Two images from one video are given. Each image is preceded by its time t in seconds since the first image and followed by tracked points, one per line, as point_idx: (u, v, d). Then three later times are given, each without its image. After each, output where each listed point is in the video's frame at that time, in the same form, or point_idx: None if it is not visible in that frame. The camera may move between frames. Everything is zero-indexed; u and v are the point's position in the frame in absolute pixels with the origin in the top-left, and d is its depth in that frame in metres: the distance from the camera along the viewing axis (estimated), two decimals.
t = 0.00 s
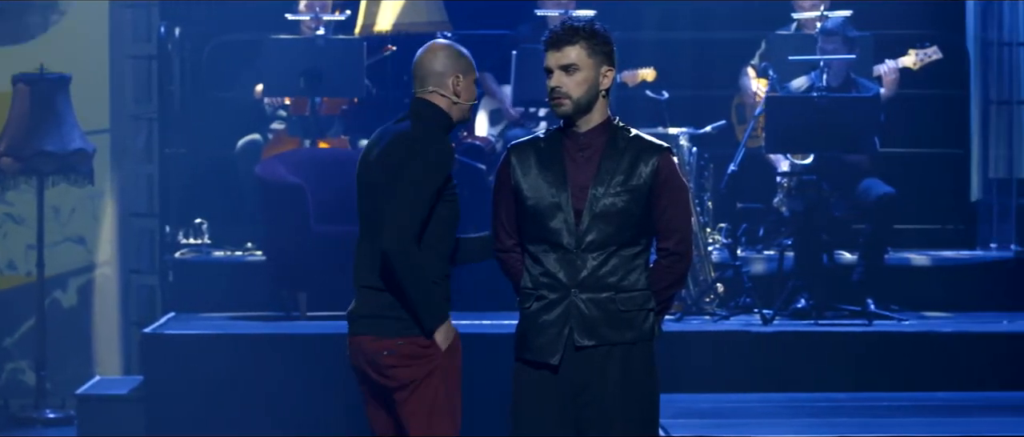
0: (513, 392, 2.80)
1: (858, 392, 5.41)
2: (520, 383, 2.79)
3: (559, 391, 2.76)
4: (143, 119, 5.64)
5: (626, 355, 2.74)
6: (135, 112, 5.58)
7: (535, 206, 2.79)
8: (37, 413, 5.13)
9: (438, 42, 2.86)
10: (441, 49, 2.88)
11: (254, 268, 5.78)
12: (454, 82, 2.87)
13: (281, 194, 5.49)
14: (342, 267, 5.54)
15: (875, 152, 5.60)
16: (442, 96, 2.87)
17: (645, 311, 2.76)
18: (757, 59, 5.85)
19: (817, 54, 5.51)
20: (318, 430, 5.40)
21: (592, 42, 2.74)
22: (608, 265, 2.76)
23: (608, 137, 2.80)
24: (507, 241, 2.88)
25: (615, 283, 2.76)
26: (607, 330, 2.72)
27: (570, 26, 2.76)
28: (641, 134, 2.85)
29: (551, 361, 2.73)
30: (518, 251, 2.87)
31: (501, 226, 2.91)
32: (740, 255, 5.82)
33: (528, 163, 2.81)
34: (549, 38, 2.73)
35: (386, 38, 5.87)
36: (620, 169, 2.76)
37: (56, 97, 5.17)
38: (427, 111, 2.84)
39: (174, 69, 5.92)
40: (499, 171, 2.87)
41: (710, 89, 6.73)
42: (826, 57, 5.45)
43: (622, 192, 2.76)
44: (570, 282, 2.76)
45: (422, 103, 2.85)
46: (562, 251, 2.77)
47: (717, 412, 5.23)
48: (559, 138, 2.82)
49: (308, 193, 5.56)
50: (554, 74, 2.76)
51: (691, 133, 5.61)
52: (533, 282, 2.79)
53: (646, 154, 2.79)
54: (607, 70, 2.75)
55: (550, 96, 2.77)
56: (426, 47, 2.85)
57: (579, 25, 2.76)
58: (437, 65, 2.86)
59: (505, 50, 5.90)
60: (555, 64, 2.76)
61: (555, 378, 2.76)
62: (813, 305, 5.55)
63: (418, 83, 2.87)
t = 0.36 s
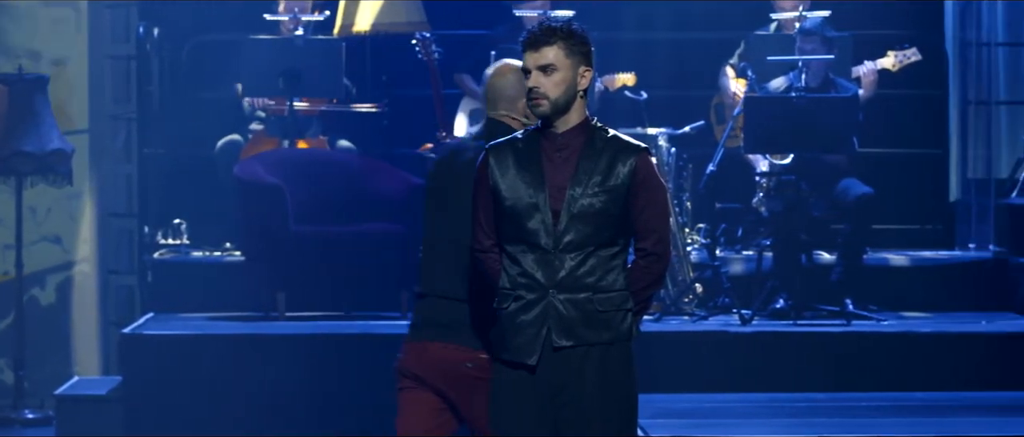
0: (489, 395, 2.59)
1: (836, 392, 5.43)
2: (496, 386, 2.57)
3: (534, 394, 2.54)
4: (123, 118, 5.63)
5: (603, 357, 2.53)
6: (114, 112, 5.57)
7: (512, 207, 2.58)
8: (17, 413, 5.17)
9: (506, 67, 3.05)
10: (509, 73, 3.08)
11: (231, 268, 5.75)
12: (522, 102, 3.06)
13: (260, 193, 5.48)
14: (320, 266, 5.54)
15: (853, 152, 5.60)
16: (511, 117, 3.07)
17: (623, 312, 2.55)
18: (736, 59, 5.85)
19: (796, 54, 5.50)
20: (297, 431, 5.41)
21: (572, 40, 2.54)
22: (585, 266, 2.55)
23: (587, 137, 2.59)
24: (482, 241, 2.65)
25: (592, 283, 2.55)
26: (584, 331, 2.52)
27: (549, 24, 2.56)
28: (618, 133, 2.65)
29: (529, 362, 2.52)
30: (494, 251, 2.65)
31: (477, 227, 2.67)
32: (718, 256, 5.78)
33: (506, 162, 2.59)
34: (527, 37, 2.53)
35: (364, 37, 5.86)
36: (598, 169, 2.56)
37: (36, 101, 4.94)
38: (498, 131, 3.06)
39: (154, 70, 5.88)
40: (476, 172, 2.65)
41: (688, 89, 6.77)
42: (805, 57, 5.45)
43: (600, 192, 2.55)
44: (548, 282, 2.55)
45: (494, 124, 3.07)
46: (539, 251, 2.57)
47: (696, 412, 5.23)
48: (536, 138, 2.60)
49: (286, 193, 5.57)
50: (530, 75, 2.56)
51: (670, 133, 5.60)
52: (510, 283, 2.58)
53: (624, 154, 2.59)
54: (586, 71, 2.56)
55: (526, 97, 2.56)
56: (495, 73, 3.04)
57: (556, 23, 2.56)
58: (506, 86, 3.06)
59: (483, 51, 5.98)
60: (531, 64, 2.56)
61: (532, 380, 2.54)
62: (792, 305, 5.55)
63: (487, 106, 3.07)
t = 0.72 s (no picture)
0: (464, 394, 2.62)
1: (809, 392, 5.41)
2: (472, 386, 2.60)
3: (509, 394, 2.57)
4: (97, 119, 5.53)
5: (577, 356, 2.58)
6: (88, 112, 5.46)
7: (486, 205, 2.60)
8: None
9: (613, 49, 3.28)
10: (616, 53, 3.31)
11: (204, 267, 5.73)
12: (630, 83, 3.29)
13: (235, 193, 5.50)
14: (294, 266, 5.54)
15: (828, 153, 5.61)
16: (619, 96, 3.30)
17: (597, 311, 2.60)
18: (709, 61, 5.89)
19: (770, 55, 5.52)
20: (271, 431, 5.41)
21: (547, 41, 2.57)
22: (560, 264, 2.59)
23: (561, 136, 2.62)
24: (456, 239, 2.67)
25: (566, 282, 2.59)
26: (558, 330, 2.56)
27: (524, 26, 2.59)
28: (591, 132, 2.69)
29: (505, 361, 2.55)
30: (468, 250, 2.67)
31: (451, 226, 2.68)
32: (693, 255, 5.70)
33: (480, 161, 2.61)
34: (502, 37, 2.55)
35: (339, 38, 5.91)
36: (572, 168, 2.59)
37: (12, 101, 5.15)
38: (610, 111, 3.30)
39: (129, 70, 5.81)
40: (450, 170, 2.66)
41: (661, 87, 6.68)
42: (778, 56, 5.49)
43: (574, 191, 2.58)
44: (522, 281, 2.58)
45: (604, 105, 3.30)
46: (513, 250, 2.59)
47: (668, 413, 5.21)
48: (510, 137, 2.62)
49: (260, 193, 5.56)
50: (506, 74, 2.58)
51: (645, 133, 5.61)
52: (484, 282, 2.61)
53: (598, 153, 2.63)
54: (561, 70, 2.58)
55: (502, 97, 2.58)
56: (602, 55, 3.27)
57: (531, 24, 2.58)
58: (614, 69, 3.29)
59: (457, 50, 6.25)
60: (507, 64, 2.57)
61: (507, 380, 2.57)
62: (766, 305, 5.54)
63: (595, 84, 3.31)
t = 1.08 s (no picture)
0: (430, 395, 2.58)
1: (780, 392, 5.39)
2: (438, 388, 2.56)
3: (475, 395, 2.54)
4: (61, 119, 5.52)
5: (543, 355, 2.57)
6: (53, 113, 5.45)
7: (451, 204, 2.57)
8: None
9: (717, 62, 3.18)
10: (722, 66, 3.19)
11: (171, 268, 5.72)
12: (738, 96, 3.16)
13: (200, 194, 5.48)
14: (260, 266, 5.54)
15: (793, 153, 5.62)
16: (729, 108, 3.15)
17: (564, 311, 2.59)
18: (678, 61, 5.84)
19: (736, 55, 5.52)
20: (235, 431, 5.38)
21: (514, 42, 2.58)
22: (527, 263, 2.58)
23: (527, 135, 2.61)
24: (421, 238, 2.63)
25: (532, 281, 2.58)
26: (523, 329, 2.54)
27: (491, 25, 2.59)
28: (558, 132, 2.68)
29: (471, 361, 2.52)
30: (433, 249, 2.63)
31: (417, 225, 2.64)
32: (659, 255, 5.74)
33: (446, 159, 2.59)
34: (468, 36, 2.54)
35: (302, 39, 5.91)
36: (538, 167, 2.58)
37: None
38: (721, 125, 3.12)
39: (94, 72, 5.86)
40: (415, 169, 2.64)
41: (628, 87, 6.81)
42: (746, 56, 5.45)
43: (541, 190, 2.57)
44: (487, 280, 2.56)
45: (715, 118, 3.15)
46: (479, 249, 2.57)
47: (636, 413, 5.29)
48: (476, 135, 2.60)
49: (226, 193, 5.55)
50: (473, 74, 2.56)
51: (611, 133, 5.62)
52: (449, 281, 2.58)
53: (564, 152, 2.62)
54: (527, 71, 2.59)
55: (468, 97, 2.56)
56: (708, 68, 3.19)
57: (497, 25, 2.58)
58: (721, 80, 3.16)
59: (423, 50, 6.24)
60: (475, 64, 2.56)
61: (472, 380, 2.54)
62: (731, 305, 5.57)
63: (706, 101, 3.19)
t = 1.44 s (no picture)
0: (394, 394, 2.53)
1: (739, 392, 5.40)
2: (402, 387, 2.51)
3: (439, 394, 2.49)
4: (27, 119, 5.37)
5: (507, 355, 2.51)
6: (17, 113, 5.28)
7: (416, 204, 2.51)
8: None
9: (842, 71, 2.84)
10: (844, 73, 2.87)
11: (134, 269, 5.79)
12: (860, 104, 2.84)
13: (162, 195, 5.39)
14: (224, 266, 5.49)
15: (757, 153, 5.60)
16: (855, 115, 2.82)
17: (528, 311, 2.52)
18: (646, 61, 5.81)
19: (700, 56, 5.56)
20: (191, 431, 5.15)
21: (480, 41, 2.51)
22: (491, 263, 2.51)
23: (493, 136, 2.54)
24: (387, 238, 2.57)
25: (496, 282, 2.51)
26: (486, 329, 2.48)
27: (457, 24, 2.51)
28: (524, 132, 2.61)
29: (436, 360, 2.47)
30: (399, 249, 2.57)
31: (382, 223, 2.59)
32: (622, 256, 5.84)
33: (410, 158, 2.52)
34: (434, 35, 2.47)
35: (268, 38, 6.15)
36: (503, 167, 2.52)
37: None
38: (845, 135, 2.80)
39: (57, 72, 5.77)
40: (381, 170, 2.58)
41: (593, 88, 7.05)
42: (710, 57, 5.46)
43: (505, 190, 2.51)
44: (451, 280, 2.50)
45: (839, 127, 2.82)
46: (443, 250, 2.51)
47: (602, 413, 5.19)
48: (441, 135, 2.54)
49: (191, 193, 5.52)
50: (439, 74, 2.49)
51: (574, 134, 5.68)
52: (414, 281, 2.52)
53: (529, 152, 2.55)
54: (493, 71, 2.51)
55: (434, 97, 2.49)
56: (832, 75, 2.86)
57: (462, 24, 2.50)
58: (844, 91, 2.84)
59: (386, 51, 6.42)
60: (440, 64, 2.48)
61: (437, 379, 2.49)
62: (695, 306, 5.57)
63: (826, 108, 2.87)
